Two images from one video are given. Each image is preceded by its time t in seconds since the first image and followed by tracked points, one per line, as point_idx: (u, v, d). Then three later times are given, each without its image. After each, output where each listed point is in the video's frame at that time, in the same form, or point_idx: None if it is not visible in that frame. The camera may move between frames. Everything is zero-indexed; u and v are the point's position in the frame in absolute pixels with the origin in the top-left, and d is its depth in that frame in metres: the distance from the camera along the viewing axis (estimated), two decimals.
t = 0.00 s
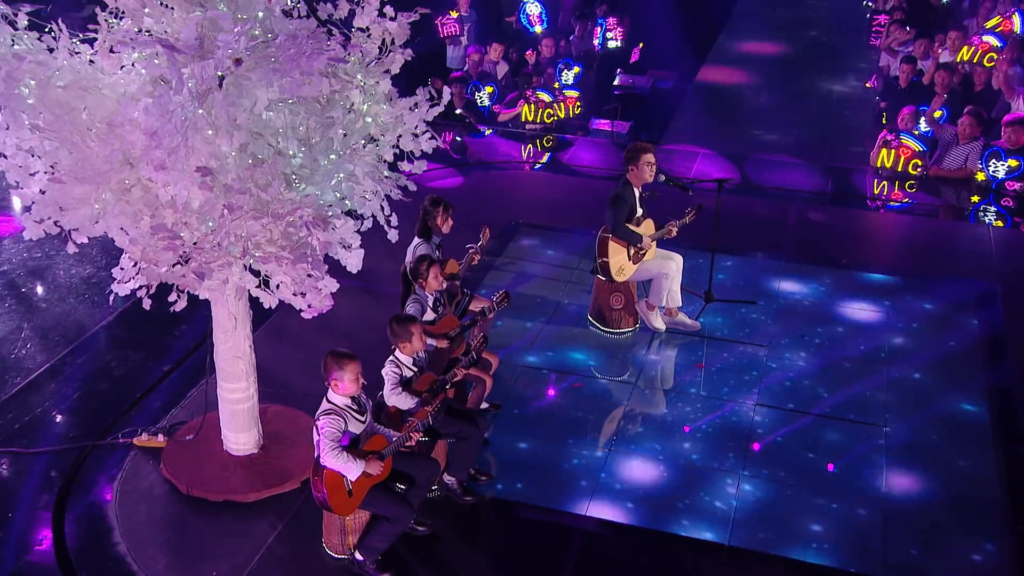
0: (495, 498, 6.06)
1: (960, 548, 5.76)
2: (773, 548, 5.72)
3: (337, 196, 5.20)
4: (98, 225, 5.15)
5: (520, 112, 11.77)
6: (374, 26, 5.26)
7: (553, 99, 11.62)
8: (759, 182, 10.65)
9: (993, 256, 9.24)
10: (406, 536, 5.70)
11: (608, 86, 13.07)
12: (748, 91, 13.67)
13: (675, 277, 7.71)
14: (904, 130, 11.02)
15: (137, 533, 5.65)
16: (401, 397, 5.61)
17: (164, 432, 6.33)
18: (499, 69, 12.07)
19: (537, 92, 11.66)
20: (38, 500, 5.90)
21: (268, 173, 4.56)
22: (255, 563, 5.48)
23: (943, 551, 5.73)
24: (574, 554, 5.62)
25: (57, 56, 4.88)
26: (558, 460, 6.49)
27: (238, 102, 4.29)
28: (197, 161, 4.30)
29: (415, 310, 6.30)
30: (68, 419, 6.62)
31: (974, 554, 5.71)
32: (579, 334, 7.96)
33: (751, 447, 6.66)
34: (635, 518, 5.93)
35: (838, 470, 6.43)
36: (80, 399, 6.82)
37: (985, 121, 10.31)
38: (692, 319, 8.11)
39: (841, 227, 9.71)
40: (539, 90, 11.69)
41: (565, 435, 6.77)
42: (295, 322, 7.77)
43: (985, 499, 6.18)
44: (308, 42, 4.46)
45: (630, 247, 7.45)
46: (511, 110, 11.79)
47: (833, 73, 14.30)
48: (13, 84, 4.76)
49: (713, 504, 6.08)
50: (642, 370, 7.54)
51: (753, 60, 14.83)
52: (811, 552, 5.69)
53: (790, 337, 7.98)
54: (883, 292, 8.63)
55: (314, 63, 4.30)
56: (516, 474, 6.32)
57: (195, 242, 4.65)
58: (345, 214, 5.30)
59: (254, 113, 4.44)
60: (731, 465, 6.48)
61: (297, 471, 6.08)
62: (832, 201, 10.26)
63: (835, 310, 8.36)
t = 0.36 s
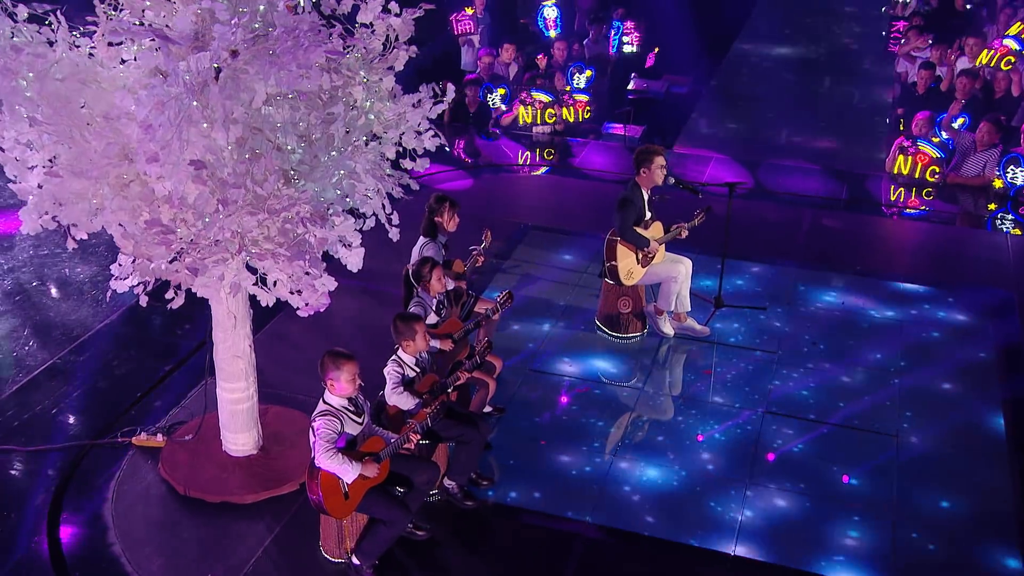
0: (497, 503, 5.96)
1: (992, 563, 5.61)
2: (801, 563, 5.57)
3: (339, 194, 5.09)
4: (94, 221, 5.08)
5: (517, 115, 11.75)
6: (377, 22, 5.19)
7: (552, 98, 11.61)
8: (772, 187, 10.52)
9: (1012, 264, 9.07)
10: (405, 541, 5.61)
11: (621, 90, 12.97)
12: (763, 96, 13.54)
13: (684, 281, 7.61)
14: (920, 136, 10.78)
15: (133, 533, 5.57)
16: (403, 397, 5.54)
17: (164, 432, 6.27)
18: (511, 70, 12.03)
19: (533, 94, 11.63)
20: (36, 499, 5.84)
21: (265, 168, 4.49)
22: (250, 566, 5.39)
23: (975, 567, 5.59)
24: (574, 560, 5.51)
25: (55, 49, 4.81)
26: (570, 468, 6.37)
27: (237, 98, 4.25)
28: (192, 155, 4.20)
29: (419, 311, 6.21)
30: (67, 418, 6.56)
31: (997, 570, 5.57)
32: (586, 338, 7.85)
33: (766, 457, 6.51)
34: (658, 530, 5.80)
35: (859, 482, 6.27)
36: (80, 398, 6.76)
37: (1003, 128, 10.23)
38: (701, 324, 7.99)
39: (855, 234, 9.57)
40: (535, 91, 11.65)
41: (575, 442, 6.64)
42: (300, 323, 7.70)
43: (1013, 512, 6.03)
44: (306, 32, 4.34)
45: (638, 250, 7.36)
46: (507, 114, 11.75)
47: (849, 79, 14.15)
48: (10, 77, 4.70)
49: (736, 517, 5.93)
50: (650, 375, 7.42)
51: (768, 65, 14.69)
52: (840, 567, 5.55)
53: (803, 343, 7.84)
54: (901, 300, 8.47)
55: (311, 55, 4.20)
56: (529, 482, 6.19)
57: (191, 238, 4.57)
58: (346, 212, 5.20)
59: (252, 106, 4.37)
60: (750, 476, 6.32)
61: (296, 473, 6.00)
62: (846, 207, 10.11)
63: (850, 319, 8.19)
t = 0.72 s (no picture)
0: (498, 508, 5.86)
1: None
2: None
3: (339, 191, 5.04)
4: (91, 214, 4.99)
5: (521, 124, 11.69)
6: (380, 17, 5.11)
7: (552, 108, 11.50)
8: (786, 192, 10.39)
9: None
10: (403, 544, 5.52)
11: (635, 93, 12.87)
12: (779, 101, 13.40)
13: (692, 285, 7.44)
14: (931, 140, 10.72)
15: (127, 533, 5.50)
16: (405, 396, 5.43)
17: (163, 431, 6.19)
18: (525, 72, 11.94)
19: (534, 103, 11.57)
20: (32, 496, 5.78)
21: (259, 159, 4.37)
22: (246, 568, 5.30)
23: None
24: (573, 567, 5.41)
25: (54, 41, 4.76)
26: (583, 478, 6.22)
27: (232, 88, 4.13)
28: (186, 147, 4.11)
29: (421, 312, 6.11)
30: (66, 415, 6.50)
31: None
32: (594, 342, 7.75)
33: (781, 468, 6.36)
34: (686, 543, 5.64)
35: (894, 499, 6.09)
36: (80, 395, 6.70)
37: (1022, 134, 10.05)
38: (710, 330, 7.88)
39: (869, 240, 9.43)
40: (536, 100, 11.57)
41: (584, 450, 6.51)
42: (304, 324, 7.64)
43: None
44: (303, 24, 4.26)
45: (646, 254, 7.24)
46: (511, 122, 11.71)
47: (866, 85, 13.99)
48: (9, 69, 4.64)
49: (762, 530, 5.77)
50: (657, 380, 7.31)
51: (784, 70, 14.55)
52: None
53: (815, 352, 7.69)
54: (918, 309, 8.31)
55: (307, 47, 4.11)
56: (543, 492, 6.06)
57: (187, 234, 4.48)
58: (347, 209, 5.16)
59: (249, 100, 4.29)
60: (772, 490, 6.15)
61: (295, 474, 5.91)
62: (861, 214, 9.97)
63: (865, 328, 8.03)
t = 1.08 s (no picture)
0: (499, 513, 5.75)
1: None
2: None
3: (339, 187, 4.98)
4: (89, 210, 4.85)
5: (539, 124, 11.56)
6: (384, 11, 5.03)
7: (574, 108, 11.33)
8: (799, 197, 10.25)
9: None
10: (400, 547, 5.42)
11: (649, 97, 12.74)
12: (794, 106, 13.26)
13: (702, 288, 7.32)
14: (948, 146, 10.58)
15: (120, 532, 5.44)
16: (401, 398, 5.37)
17: (161, 429, 6.13)
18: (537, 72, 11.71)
19: (555, 103, 11.43)
20: (27, 494, 5.73)
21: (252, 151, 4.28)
22: (240, 569, 5.22)
23: None
24: (575, 574, 5.28)
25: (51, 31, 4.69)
26: (590, 487, 6.08)
27: (226, 79, 4.06)
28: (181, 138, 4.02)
29: (423, 312, 6.03)
30: (65, 411, 6.45)
31: None
32: (600, 345, 7.64)
33: (797, 478, 6.21)
34: (710, 555, 5.48)
35: (939, 514, 5.91)
36: (80, 392, 6.65)
37: None
38: (719, 334, 7.76)
39: (882, 246, 9.28)
40: (557, 100, 11.45)
41: (590, 456, 6.37)
42: (308, 324, 7.57)
43: None
44: (300, 14, 4.17)
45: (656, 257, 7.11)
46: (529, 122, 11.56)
47: (884, 90, 13.82)
48: (8, 60, 4.58)
49: (783, 542, 5.61)
50: (664, 384, 7.21)
51: (800, 75, 14.39)
52: None
53: (828, 358, 7.54)
54: (935, 318, 8.13)
55: (302, 37, 4.02)
56: (550, 499, 5.92)
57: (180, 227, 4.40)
58: (346, 206, 5.08)
59: (245, 91, 4.20)
60: (787, 501, 5.99)
61: (293, 475, 5.82)
62: (876, 219, 9.81)
63: (880, 336, 7.86)
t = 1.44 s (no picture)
0: (500, 514, 5.66)
1: None
2: None
3: (339, 180, 4.87)
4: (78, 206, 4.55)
5: (568, 117, 11.35)
6: (388, 4, 4.96)
7: (606, 106, 11.25)
8: (815, 200, 10.11)
9: None
10: (398, 547, 5.33)
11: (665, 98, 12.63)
12: (811, 108, 13.11)
13: (712, 288, 7.26)
14: (974, 150, 10.31)
15: (115, 528, 5.37)
16: (399, 399, 5.30)
17: (160, 425, 6.07)
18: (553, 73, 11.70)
19: (587, 98, 11.32)
20: (23, 488, 5.68)
21: (246, 143, 4.20)
22: (234, 568, 5.15)
23: None
24: None
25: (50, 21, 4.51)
26: (597, 492, 5.95)
27: (221, 68, 3.93)
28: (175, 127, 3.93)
29: (427, 309, 5.95)
30: (65, 407, 6.40)
31: None
32: (608, 346, 7.53)
33: (813, 486, 6.07)
34: (728, 566, 5.35)
35: (973, 534, 5.68)
36: (81, 387, 6.61)
37: None
38: (729, 336, 7.63)
39: (898, 249, 9.12)
40: (590, 95, 11.34)
41: (595, 459, 6.27)
42: (313, 322, 7.50)
43: None
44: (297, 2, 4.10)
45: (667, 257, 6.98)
46: (558, 115, 11.36)
47: (903, 93, 13.64)
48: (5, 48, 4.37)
49: (798, 551, 5.49)
50: (672, 386, 7.09)
51: (817, 78, 14.24)
52: None
53: (845, 363, 7.40)
54: (953, 325, 7.91)
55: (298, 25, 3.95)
56: (556, 504, 5.81)
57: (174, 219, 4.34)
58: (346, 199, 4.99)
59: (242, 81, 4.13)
60: (802, 510, 5.84)
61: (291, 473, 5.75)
62: (893, 223, 9.64)
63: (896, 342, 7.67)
